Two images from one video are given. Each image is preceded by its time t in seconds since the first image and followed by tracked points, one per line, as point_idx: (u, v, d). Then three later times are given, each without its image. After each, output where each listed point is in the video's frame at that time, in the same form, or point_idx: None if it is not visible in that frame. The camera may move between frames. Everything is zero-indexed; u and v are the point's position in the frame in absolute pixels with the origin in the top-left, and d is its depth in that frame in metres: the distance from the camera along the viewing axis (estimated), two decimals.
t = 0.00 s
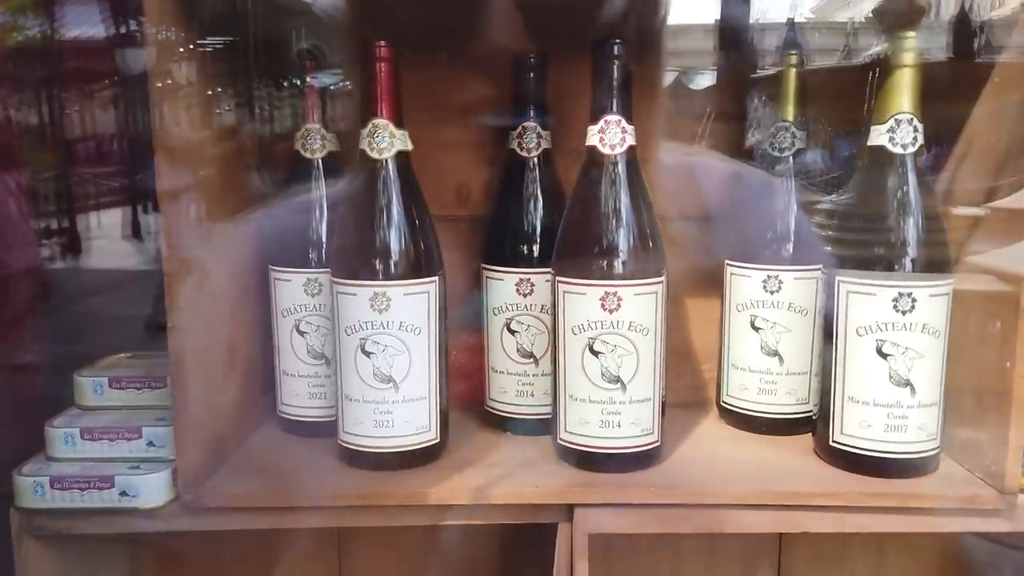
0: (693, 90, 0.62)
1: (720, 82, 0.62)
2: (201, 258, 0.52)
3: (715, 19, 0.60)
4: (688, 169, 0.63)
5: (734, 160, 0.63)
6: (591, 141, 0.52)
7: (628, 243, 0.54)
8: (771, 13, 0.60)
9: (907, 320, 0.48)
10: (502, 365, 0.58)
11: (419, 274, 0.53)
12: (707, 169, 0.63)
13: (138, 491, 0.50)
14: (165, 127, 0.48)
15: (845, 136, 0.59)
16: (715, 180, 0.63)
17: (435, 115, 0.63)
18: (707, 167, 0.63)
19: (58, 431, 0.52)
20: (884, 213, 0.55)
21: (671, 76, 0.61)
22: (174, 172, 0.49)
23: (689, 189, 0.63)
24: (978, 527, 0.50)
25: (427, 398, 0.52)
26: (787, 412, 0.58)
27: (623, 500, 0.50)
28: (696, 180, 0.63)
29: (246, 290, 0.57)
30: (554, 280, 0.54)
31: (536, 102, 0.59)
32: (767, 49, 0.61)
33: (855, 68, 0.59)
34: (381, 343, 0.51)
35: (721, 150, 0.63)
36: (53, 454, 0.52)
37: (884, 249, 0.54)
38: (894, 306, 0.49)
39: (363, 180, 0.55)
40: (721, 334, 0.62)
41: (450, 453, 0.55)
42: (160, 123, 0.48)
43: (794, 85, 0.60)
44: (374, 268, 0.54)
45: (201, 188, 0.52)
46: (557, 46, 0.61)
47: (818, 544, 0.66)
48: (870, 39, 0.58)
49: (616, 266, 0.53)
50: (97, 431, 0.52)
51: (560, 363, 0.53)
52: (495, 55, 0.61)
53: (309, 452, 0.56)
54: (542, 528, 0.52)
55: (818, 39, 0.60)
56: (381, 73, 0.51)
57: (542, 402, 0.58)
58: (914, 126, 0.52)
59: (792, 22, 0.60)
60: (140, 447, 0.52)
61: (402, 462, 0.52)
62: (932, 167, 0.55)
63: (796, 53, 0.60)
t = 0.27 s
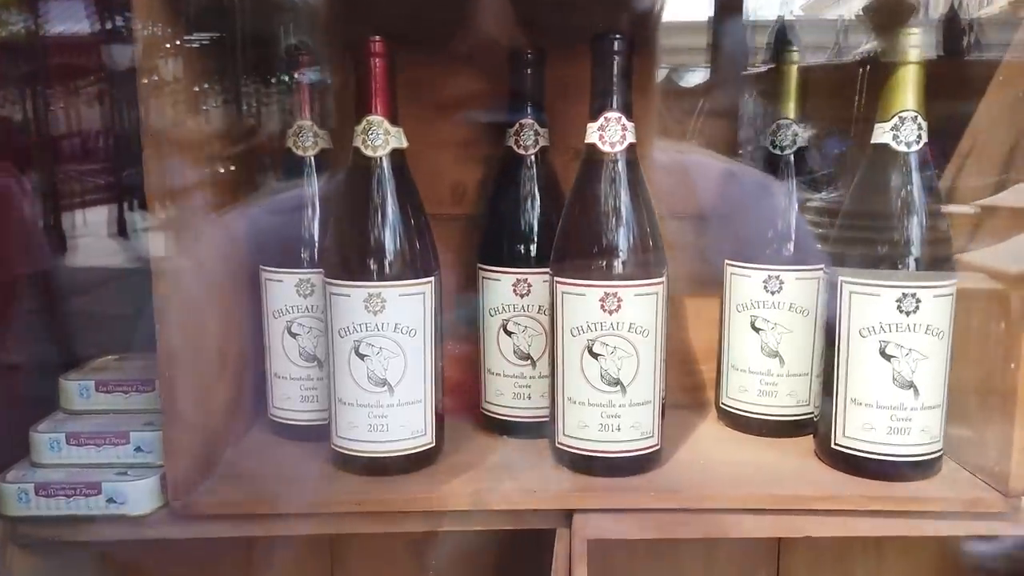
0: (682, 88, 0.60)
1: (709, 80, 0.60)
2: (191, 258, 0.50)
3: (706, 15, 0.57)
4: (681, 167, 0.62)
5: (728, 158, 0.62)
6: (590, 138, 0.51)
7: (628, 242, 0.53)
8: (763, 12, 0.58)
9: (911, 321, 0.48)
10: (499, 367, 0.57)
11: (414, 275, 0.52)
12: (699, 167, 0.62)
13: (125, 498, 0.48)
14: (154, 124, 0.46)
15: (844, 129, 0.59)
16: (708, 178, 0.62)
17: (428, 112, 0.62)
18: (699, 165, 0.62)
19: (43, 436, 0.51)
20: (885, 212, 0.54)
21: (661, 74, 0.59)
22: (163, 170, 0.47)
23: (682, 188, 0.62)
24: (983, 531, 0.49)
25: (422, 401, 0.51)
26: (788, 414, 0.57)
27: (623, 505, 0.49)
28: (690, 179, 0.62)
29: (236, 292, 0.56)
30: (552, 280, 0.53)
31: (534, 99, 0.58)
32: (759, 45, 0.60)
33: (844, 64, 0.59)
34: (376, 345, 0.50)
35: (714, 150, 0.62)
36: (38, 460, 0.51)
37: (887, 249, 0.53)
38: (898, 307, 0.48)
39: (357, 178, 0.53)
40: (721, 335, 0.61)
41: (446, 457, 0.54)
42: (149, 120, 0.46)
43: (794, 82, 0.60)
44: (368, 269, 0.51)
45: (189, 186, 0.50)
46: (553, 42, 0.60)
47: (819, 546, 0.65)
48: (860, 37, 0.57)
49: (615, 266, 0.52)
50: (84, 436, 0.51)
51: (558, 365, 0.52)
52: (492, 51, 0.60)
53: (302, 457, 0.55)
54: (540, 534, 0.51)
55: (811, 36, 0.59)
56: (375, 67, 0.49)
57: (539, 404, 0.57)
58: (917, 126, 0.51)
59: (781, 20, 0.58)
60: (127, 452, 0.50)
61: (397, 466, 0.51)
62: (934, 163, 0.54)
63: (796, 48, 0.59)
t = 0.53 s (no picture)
0: (666, 87, 0.60)
1: (696, 79, 0.61)
2: (166, 259, 0.49)
3: (691, 15, 0.58)
4: (662, 166, 0.62)
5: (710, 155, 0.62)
6: (572, 139, 0.51)
7: (610, 243, 0.52)
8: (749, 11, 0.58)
9: (892, 323, 0.48)
10: (480, 369, 0.57)
11: (394, 276, 0.51)
12: (680, 166, 0.62)
13: (98, 504, 0.47)
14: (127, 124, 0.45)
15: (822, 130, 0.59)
16: (689, 178, 0.62)
17: (410, 112, 0.61)
18: (680, 164, 0.62)
19: (14, 440, 0.50)
20: (867, 213, 0.53)
21: (645, 73, 0.60)
22: (137, 173, 0.46)
23: (663, 186, 0.62)
24: (964, 534, 0.49)
25: (402, 404, 0.51)
26: (770, 416, 0.57)
27: (604, 509, 0.49)
28: (670, 178, 0.62)
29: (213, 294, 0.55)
30: (534, 281, 0.52)
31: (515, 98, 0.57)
32: (743, 45, 0.59)
33: (829, 64, 0.59)
34: (354, 348, 0.49)
35: (695, 147, 0.62)
36: (9, 465, 0.50)
37: (868, 250, 0.52)
38: (879, 309, 0.48)
39: (335, 178, 0.52)
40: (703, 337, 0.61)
41: (426, 461, 0.53)
42: (122, 119, 0.45)
43: (777, 81, 0.59)
44: (346, 270, 0.50)
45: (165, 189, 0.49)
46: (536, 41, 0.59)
47: (801, 548, 0.65)
48: (844, 37, 0.58)
49: (597, 267, 0.51)
50: (56, 441, 0.50)
51: (539, 367, 0.51)
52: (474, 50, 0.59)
53: (280, 461, 0.54)
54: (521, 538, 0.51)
55: (794, 35, 0.58)
56: (354, 67, 0.48)
57: (521, 406, 0.57)
58: (900, 127, 0.51)
59: (767, 19, 0.58)
60: (100, 457, 0.49)
61: (376, 470, 0.51)
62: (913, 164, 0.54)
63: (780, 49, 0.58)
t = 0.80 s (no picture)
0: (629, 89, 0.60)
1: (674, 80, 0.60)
2: (117, 263, 0.48)
3: (665, 18, 0.58)
4: (621, 170, 0.62)
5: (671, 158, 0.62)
6: (531, 141, 0.50)
7: (569, 246, 0.52)
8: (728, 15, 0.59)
9: (847, 326, 0.48)
10: (441, 371, 0.56)
11: (351, 278, 0.51)
12: (640, 169, 0.63)
13: (46, 510, 0.47)
14: (76, 126, 0.44)
15: (776, 142, 0.59)
16: (649, 181, 0.63)
17: (373, 112, 0.61)
18: (640, 167, 0.63)
19: None
20: (824, 218, 0.53)
21: (615, 77, 0.59)
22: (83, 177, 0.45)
23: (623, 189, 0.62)
24: (916, 535, 0.49)
25: (359, 408, 0.50)
26: (729, 418, 0.57)
27: (562, 512, 0.49)
28: (630, 181, 0.63)
29: (169, 296, 0.54)
30: (493, 283, 0.52)
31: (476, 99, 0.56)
32: (722, 48, 0.60)
33: (804, 68, 0.59)
34: (310, 351, 0.48)
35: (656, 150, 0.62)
36: None
37: (826, 253, 0.53)
38: (835, 312, 0.48)
39: (292, 179, 0.51)
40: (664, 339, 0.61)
41: (385, 465, 0.53)
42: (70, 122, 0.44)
43: (738, 85, 0.60)
44: (302, 272, 0.50)
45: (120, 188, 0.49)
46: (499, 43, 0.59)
47: (761, 548, 0.66)
48: (820, 40, 0.58)
49: (556, 270, 0.51)
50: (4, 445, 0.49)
51: (498, 370, 0.51)
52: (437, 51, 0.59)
53: (236, 465, 0.53)
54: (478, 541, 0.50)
55: (770, 38, 0.59)
56: (311, 67, 0.47)
57: (482, 409, 0.56)
58: (857, 131, 0.51)
59: (745, 22, 0.59)
60: (49, 462, 0.49)
61: (332, 475, 0.50)
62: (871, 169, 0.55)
63: (740, 52, 0.60)
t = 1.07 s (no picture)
0: (566, 88, 0.60)
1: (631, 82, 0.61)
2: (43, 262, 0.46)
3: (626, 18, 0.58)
4: (566, 166, 0.62)
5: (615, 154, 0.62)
6: (475, 136, 0.50)
7: (513, 242, 0.51)
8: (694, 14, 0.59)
9: (787, 321, 0.48)
10: (386, 369, 0.56)
11: (291, 275, 0.50)
12: (583, 165, 0.63)
13: None
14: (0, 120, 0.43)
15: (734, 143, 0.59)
16: (593, 177, 0.63)
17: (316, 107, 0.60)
18: (583, 163, 0.63)
19: None
20: (763, 212, 0.54)
21: (548, 73, 0.59)
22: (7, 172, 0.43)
23: (567, 186, 0.62)
24: (856, 526, 0.50)
25: (299, 406, 0.49)
26: (675, 413, 0.58)
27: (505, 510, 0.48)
28: (573, 177, 0.62)
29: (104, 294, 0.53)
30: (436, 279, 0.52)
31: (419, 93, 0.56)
32: (686, 48, 0.60)
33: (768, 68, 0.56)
34: (247, 349, 0.48)
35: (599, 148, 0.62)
36: None
37: (769, 246, 0.53)
38: (775, 307, 0.48)
39: (230, 173, 0.50)
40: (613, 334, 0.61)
41: (328, 464, 0.52)
42: None
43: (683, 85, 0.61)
44: (240, 269, 0.49)
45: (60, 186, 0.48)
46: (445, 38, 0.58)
47: (708, 542, 0.66)
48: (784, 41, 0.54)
49: (499, 266, 0.51)
50: None
51: (441, 367, 0.50)
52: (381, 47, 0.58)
53: (174, 467, 0.52)
54: (421, 540, 0.50)
55: (736, 39, 0.59)
56: (247, 59, 0.46)
57: (427, 407, 0.56)
58: (797, 128, 0.52)
59: (711, 23, 0.60)
60: None
61: (272, 475, 0.49)
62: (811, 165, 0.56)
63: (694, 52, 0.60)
